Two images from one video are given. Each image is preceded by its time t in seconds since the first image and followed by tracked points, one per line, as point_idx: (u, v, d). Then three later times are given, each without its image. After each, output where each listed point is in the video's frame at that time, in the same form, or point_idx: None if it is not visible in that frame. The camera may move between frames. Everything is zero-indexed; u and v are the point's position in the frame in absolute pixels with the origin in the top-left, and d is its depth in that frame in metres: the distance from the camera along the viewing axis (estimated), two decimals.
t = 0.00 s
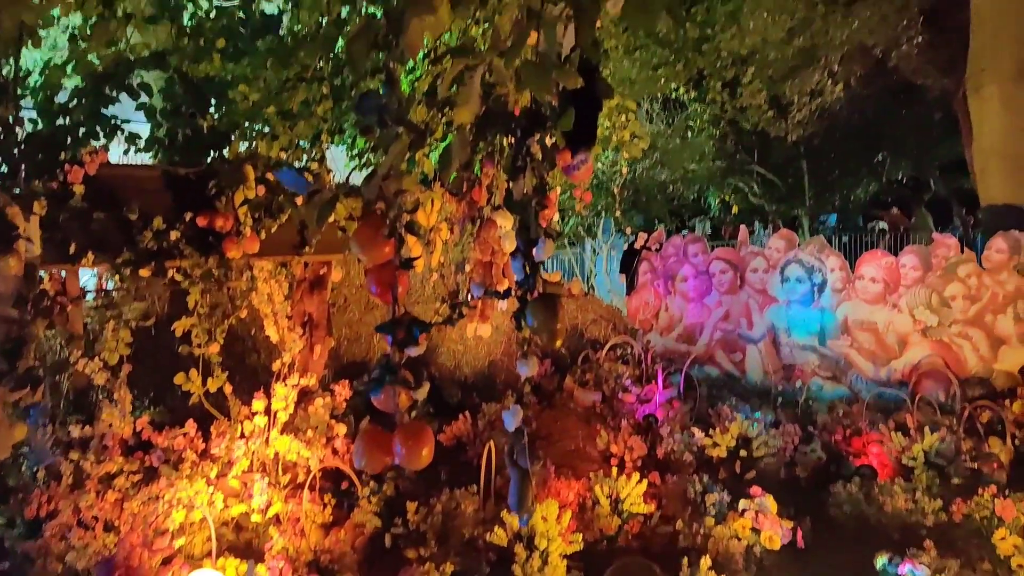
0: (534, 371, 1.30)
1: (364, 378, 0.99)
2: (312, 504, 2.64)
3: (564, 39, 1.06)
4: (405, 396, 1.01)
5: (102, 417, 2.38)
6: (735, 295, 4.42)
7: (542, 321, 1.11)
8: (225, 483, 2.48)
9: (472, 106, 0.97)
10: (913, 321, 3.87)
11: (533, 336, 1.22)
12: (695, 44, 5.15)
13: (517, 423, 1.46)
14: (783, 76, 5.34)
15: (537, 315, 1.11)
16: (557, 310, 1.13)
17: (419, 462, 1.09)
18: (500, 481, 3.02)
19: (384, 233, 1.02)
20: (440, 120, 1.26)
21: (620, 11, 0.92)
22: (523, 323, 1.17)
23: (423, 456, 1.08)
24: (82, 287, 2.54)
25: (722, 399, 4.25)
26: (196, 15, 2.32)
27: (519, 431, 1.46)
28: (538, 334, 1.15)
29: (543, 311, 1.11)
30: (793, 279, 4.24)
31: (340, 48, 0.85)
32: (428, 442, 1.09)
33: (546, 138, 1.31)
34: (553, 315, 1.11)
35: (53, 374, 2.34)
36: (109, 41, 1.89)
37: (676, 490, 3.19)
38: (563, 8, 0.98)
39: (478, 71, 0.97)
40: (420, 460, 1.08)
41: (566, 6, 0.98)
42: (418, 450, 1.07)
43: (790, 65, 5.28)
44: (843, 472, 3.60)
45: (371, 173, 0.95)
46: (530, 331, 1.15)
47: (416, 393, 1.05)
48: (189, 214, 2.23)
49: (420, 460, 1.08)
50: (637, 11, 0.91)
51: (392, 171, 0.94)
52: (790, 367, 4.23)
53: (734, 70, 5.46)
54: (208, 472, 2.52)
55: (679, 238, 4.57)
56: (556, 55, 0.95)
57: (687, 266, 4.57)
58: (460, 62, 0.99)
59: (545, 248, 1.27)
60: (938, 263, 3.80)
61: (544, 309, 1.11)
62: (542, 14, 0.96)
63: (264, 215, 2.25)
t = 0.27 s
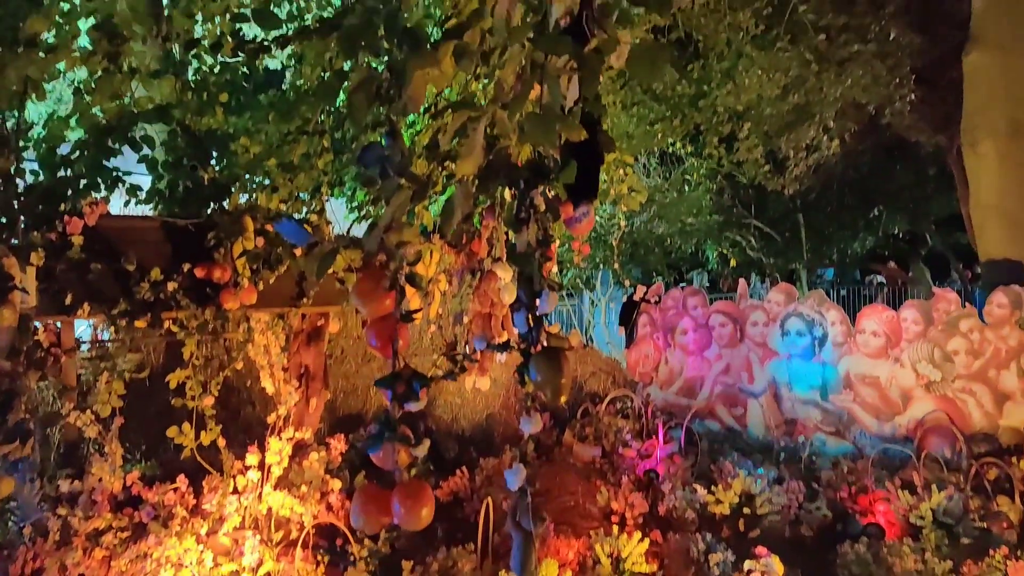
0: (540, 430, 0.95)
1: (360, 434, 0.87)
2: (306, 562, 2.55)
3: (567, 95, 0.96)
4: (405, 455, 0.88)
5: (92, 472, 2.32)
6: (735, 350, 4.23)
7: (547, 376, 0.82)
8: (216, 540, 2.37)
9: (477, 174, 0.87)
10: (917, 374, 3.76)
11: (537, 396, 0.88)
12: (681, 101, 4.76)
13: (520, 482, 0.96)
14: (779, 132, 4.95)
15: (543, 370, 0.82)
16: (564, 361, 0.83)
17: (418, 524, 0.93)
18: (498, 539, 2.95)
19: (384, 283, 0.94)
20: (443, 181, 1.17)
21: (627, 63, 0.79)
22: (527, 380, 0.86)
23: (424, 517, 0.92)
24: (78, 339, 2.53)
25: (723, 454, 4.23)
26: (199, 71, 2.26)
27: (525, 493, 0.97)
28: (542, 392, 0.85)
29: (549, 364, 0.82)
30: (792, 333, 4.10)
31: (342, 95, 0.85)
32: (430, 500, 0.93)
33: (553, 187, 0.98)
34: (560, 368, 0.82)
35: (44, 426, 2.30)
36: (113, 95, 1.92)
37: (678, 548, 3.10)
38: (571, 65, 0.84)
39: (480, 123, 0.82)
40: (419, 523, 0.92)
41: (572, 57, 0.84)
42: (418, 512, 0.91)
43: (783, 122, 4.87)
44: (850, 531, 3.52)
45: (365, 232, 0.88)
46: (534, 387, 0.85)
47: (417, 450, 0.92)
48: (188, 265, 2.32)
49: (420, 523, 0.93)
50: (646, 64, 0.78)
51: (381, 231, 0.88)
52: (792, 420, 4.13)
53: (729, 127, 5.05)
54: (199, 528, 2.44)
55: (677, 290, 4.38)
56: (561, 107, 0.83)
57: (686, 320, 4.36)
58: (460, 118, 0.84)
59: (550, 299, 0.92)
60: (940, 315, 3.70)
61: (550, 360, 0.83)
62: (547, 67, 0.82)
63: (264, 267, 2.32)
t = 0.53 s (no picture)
0: (547, 463, 0.92)
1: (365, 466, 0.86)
2: None
3: (572, 126, 0.94)
4: (411, 489, 0.87)
5: (93, 502, 2.30)
6: (742, 379, 4.25)
7: (554, 409, 0.81)
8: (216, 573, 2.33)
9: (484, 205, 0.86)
10: (925, 406, 3.65)
11: (544, 428, 0.88)
12: (684, 133, 5.10)
13: (527, 516, 0.92)
14: (782, 162, 5.00)
15: (550, 402, 0.81)
16: (571, 393, 0.82)
17: (422, 561, 0.90)
18: (501, 571, 2.91)
19: (390, 313, 0.89)
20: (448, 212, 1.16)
21: (632, 94, 0.78)
22: (534, 412, 0.86)
23: (428, 551, 0.90)
24: (81, 367, 2.52)
25: (730, 488, 4.28)
26: (207, 101, 2.23)
27: (531, 530, 0.93)
28: (549, 425, 0.84)
29: (556, 398, 0.81)
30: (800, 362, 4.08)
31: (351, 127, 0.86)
32: (435, 535, 0.91)
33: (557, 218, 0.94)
34: (567, 400, 0.81)
35: (44, 456, 2.28)
36: (122, 125, 1.94)
37: None
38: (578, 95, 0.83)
39: (486, 153, 0.80)
40: (423, 558, 0.89)
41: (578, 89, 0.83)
42: (422, 546, 0.89)
43: (787, 152, 4.91)
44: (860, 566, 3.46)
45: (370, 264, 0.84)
46: (542, 420, 0.84)
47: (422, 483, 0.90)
48: (193, 294, 2.35)
49: (424, 558, 0.90)
50: (652, 94, 0.76)
51: (387, 263, 0.84)
52: (800, 453, 4.10)
53: (732, 157, 5.21)
54: (198, 560, 2.41)
55: (682, 320, 4.47)
56: (567, 139, 0.81)
57: (691, 349, 4.43)
58: (465, 150, 0.82)
59: (557, 330, 0.90)
60: (947, 345, 3.60)
61: (558, 394, 0.82)
62: (553, 95, 0.78)
63: (270, 297, 2.36)
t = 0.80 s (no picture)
0: (555, 487, 0.89)
1: (371, 489, 0.85)
2: None
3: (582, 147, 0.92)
4: (417, 513, 0.85)
5: (98, 523, 2.29)
6: (751, 401, 4.23)
7: (563, 432, 0.80)
8: None
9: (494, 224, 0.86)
10: (937, 428, 3.62)
11: (552, 452, 0.86)
12: (691, 152, 5.11)
13: (536, 541, 0.85)
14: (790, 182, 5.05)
15: (559, 425, 0.80)
16: (580, 418, 0.82)
17: None
18: None
19: (397, 335, 0.89)
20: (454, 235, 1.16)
21: (641, 116, 0.78)
22: (542, 436, 0.85)
23: None
24: (89, 387, 2.52)
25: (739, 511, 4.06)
26: (218, 124, 2.36)
27: (540, 557, 0.85)
28: (557, 449, 0.83)
29: (565, 419, 0.80)
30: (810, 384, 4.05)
31: (359, 150, 0.87)
32: (440, 561, 0.89)
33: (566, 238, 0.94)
34: (576, 424, 0.80)
35: (51, 476, 2.27)
36: (133, 147, 1.96)
37: None
38: (586, 117, 0.83)
39: (495, 173, 0.79)
40: None
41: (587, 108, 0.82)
42: (428, 571, 0.87)
43: (794, 172, 4.97)
44: None
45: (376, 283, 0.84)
46: (551, 444, 0.83)
47: (429, 507, 0.89)
48: (200, 314, 2.37)
49: None
50: (660, 116, 0.77)
51: (395, 282, 0.84)
52: (811, 477, 4.05)
53: (739, 178, 5.19)
54: None
55: (691, 341, 4.47)
56: (576, 160, 0.82)
57: (700, 371, 4.41)
58: (473, 169, 0.82)
59: (565, 352, 0.86)
60: (958, 367, 3.57)
61: (567, 416, 0.81)
62: (562, 116, 0.79)
63: (277, 317, 2.39)
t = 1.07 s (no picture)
0: (569, 498, 0.88)
1: (382, 499, 0.85)
2: None
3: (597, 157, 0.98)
4: (428, 523, 0.85)
5: (112, 535, 2.29)
6: (764, 415, 4.21)
7: (576, 442, 0.80)
8: None
9: (507, 234, 0.84)
10: (954, 444, 3.55)
11: (566, 462, 0.86)
12: (700, 166, 5.16)
13: (549, 553, 0.84)
14: (802, 196, 4.98)
15: (572, 434, 0.80)
16: (595, 428, 0.81)
17: None
18: None
19: (409, 344, 0.89)
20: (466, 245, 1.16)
21: (656, 125, 0.78)
22: (556, 446, 0.84)
23: None
24: (104, 399, 2.54)
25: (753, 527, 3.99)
26: (233, 138, 2.32)
27: (552, 568, 0.84)
28: (571, 459, 0.83)
29: (578, 429, 0.80)
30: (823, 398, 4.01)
31: (374, 160, 0.87)
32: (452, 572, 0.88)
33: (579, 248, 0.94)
34: (590, 435, 0.80)
35: (65, 487, 2.28)
36: (149, 161, 1.98)
37: None
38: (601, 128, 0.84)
39: (509, 182, 0.81)
40: None
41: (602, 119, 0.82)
42: None
43: (806, 186, 4.90)
44: None
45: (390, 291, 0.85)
46: (564, 454, 0.83)
47: (441, 517, 0.89)
48: (214, 326, 2.40)
49: None
50: (676, 126, 0.77)
51: (410, 290, 0.85)
52: (825, 492, 4.02)
53: (751, 192, 5.16)
54: None
55: (702, 355, 4.47)
56: (590, 170, 0.83)
57: (712, 385, 4.42)
58: (487, 178, 0.83)
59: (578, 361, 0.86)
60: (975, 382, 3.51)
61: (580, 425, 0.81)
62: (577, 125, 0.80)
63: (289, 328, 2.40)
